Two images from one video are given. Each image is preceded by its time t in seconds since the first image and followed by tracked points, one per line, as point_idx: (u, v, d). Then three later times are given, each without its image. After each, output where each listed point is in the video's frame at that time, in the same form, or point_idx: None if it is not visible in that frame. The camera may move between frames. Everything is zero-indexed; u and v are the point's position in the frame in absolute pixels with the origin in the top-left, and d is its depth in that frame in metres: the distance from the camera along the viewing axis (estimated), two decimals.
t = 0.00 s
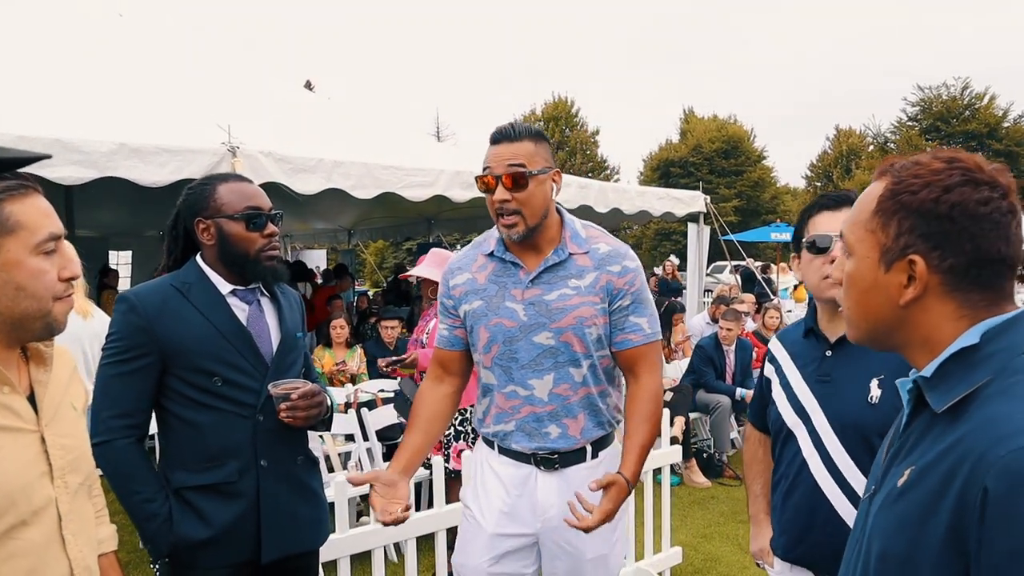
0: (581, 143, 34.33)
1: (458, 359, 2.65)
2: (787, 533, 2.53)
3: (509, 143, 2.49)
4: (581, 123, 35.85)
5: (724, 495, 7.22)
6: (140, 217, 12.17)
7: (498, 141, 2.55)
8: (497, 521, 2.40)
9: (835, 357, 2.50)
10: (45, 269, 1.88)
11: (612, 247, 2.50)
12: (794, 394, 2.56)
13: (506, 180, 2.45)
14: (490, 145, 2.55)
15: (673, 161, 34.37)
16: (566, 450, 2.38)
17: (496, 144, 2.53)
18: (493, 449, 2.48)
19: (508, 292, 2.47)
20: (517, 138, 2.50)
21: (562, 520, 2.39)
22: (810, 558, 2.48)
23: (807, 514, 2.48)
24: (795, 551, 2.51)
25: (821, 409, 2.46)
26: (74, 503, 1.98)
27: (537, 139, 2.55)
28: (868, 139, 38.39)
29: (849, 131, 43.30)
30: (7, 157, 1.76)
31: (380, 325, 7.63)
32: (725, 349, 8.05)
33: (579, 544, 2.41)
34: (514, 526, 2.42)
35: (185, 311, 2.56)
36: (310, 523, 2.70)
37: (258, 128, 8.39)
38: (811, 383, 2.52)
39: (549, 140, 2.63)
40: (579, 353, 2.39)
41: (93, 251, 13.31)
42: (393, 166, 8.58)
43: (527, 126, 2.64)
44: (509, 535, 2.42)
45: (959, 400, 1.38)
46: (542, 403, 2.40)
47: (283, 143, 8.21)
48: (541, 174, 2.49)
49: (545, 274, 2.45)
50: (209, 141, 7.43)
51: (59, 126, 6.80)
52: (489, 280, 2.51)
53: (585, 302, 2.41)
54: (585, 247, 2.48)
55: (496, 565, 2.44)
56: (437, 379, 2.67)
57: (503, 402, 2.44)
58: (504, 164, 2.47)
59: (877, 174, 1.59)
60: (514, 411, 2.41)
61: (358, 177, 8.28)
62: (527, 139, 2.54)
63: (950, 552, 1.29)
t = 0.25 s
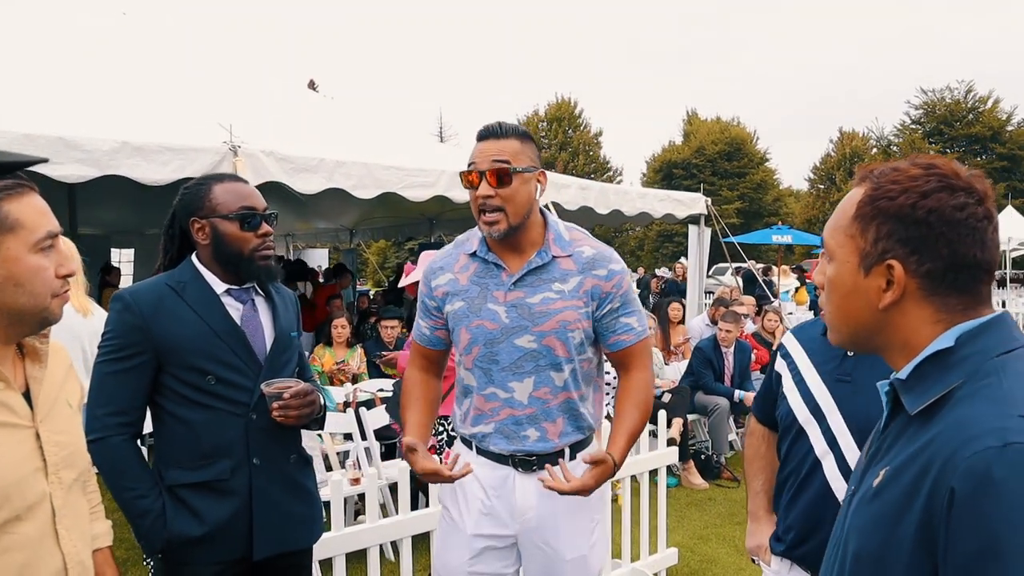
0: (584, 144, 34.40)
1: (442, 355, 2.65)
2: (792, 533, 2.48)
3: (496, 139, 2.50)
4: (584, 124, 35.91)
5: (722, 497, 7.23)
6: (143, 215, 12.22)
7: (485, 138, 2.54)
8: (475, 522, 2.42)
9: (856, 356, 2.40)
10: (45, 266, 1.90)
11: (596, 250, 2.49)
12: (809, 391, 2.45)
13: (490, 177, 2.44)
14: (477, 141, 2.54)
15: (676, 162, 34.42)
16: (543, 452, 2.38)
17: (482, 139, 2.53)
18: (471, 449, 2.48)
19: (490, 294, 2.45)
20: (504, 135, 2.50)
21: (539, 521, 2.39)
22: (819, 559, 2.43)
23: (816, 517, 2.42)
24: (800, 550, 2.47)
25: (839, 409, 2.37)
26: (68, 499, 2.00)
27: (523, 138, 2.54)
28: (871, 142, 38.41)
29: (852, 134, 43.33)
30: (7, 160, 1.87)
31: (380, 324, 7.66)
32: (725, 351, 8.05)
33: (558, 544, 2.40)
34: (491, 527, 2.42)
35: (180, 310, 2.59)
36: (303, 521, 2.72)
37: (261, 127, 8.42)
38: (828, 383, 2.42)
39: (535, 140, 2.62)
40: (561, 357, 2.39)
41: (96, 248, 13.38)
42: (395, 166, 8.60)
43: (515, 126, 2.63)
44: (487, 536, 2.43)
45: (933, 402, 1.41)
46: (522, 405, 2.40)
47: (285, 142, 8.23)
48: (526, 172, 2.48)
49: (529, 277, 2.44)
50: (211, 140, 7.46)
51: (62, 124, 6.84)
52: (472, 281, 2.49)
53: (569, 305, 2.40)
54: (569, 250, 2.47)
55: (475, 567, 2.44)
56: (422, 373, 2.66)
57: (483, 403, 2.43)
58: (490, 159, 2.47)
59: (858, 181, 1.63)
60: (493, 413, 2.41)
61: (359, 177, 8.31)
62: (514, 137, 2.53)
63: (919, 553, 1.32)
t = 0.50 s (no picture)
0: (586, 145, 34.43)
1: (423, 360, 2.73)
2: (794, 533, 2.45)
3: (479, 145, 2.58)
4: (586, 125, 35.94)
5: (722, 498, 7.22)
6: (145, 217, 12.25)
7: (468, 144, 2.61)
8: (458, 527, 2.54)
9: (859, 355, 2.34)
10: (34, 272, 1.90)
11: (579, 255, 2.63)
12: (809, 391, 2.38)
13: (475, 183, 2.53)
14: (460, 145, 2.62)
15: (678, 163, 34.44)
16: (525, 456, 2.52)
17: (466, 144, 2.61)
18: (452, 455, 2.62)
19: (473, 296, 2.57)
20: (487, 141, 2.58)
21: (521, 525, 2.53)
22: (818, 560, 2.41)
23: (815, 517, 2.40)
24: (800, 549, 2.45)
25: (842, 410, 2.31)
26: (59, 502, 1.99)
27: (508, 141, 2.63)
28: (873, 142, 38.39)
29: (854, 134, 43.32)
30: None
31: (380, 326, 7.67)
32: (725, 352, 8.04)
33: (540, 546, 2.54)
34: (475, 531, 2.56)
35: (172, 314, 2.60)
36: (297, 523, 2.73)
37: (261, 129, 8.44)
38: (830, 382, 2.36)
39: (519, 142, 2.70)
40: (542, 360, 2.53)
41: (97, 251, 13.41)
42: (395, 168, 8.61)
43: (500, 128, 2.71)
44: (471, 541, 2.56)
45: (915, 405, 1.41)
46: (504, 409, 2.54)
47: (285, 144, 8.25)
48: (511, 178, 2.57)
49: (512, 280, 2.57)
50: (212, 142, 7.48)
51: (63, 127, 6.86)
52: (453, 283, 2.60)
53: (551, 309, 2.54)
54: (551, 254, 2.60)
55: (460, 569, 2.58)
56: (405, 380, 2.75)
57: (464, 406, 2.56)
58: (472, 166, 2.55)
59: (839, 187, 1.64)
60: (475, 417, 2.54)
61: (359, 179, 8.32)
62: (498, 141, 2.61)
63: (900, 555, 1.32)
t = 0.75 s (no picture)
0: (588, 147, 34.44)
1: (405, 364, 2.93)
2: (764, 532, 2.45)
3: (463, 146, 2.75)
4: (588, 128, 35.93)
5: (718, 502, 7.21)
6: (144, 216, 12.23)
7: (453, 144, 2.78)
8: (441, 531, 2.71)
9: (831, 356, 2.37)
10: (17, 270, 1.87)
11: (563, 256, 2.82)
12: (782, 390, 2.40)
13: (460, 183, 2.70)
14: (445, 145, 2.79)
15: (680, 166, 34.44)
16: (507, 459, 2.70)
17: (451, 145, 2.78)
18: (434, 459, 2.79)
19: (456, 297, 2.74)
20: (471, 142, 2.75)
21: (503, 528, 2.70)
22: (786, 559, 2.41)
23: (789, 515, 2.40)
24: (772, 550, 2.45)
25: (814, 410, 2.32)
26: (44, 501, 1.93)
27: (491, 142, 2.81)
28: (874, 147, 38.42)
29: (856, 139, 43.35)
30: None
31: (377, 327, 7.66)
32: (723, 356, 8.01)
33: (520, 550, 2.70)
34: (458, 535, 2.72)
35: (161, 314, 2.59)
36: (284, 524, 2.72)
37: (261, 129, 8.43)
38: (803, 382, 2.37)
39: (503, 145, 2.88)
40: (526, 361, 2.70)
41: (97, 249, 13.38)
42: (394, 169, 8.60)
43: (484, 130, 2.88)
44: (454, 545, 2.72)
45: (897, 413, 1.40)
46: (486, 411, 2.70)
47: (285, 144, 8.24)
48: (494, 179, 2.75)
49: (496, 281, 2.74)
50: (211, 141, 7.46)
51: (62, 125, 6.85)
52: (437, 284, 2.77)
53: (534, 310, 2.72)
54: (535, 255, 2.79)
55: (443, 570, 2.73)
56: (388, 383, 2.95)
57: (446, 409, 2.72)
58: (457, 167, 2.72)
59: (825, 192, 1.63)
60: (457, 419, 2.70)
61: (358, 180, 8.31)
62: (482, 141, 2.78)
63: (880, 563, 1.30)
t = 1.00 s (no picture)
0: (586, 147, 34.39)
1: (381, 362, 3.00)
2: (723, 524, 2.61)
3: (439, 139, 2.81)
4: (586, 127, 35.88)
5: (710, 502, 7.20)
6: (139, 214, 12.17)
7: (430, 137, 2.84)
8: (418, 531, 2.75)
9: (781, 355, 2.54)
10: None
11: (541, 249, 2.87)
12: (736, 388, 2.58)
13: (437, 176, 2.77)
14: (422, 139, 2.85)
15: (678, 166, 34.41)
16: (484, 458, 2.73)
17: (428, 139, 2.84)
18: (411, 458, 2.83)
19: (434, 292, 2.78)
20: (447, 135, 2.81)
21: (481, 528, 2.74)
22: (742, 549, 2.58)
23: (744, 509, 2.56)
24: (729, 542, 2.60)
25: (765, 406, 2.50)
26: (11, 498, 1.92)
27: (469, 135, 2.87)
28: (873, 147, 38.45)
29: (856, 139, 43.43)
30: None
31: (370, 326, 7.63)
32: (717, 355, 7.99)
33: (499, 550, 2.74)
34: (436, 535, 2.76)
35: (138, 309, 2.56)
36: (263, 524, 2.69)
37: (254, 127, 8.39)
38: (755, 380, 2.55)
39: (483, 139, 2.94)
40: (505, 356, 2.74)
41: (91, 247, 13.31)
42: (388, 167, 8.57)
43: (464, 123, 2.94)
44: (431, 545, 2.76)
45: (869, 411, 1.39)
46: (464, 408, 2.75)
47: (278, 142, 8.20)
48: (472, 172, 2.81)
49: (474, 275, 2.79)
50: (203, 139, 7.42)
51: (53, 123, 6.81)
52: (415, 279, 2.82)
53: (512, 305, 2.76)
54: (514, 249, 2.84)
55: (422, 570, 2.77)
56: (363, 384, 3.04)
57: (424, 405, 2.77)
58: (432, 160, 2.79)
59: (794, 187, 1.63)
60: (434, 415, 2.75)
61: (352, 178, 8.27)
62: (459, 135, 2.85)
63: (847, 565, 1.28)
